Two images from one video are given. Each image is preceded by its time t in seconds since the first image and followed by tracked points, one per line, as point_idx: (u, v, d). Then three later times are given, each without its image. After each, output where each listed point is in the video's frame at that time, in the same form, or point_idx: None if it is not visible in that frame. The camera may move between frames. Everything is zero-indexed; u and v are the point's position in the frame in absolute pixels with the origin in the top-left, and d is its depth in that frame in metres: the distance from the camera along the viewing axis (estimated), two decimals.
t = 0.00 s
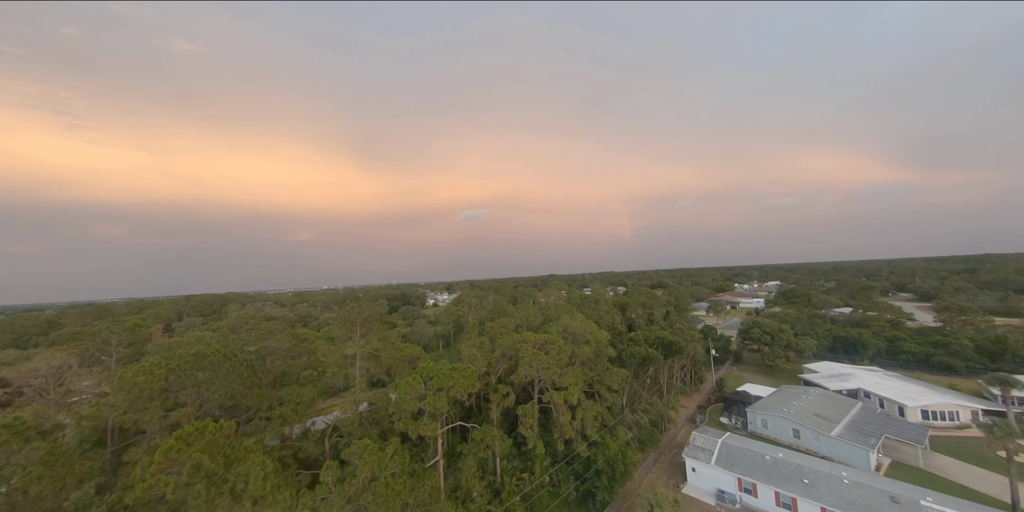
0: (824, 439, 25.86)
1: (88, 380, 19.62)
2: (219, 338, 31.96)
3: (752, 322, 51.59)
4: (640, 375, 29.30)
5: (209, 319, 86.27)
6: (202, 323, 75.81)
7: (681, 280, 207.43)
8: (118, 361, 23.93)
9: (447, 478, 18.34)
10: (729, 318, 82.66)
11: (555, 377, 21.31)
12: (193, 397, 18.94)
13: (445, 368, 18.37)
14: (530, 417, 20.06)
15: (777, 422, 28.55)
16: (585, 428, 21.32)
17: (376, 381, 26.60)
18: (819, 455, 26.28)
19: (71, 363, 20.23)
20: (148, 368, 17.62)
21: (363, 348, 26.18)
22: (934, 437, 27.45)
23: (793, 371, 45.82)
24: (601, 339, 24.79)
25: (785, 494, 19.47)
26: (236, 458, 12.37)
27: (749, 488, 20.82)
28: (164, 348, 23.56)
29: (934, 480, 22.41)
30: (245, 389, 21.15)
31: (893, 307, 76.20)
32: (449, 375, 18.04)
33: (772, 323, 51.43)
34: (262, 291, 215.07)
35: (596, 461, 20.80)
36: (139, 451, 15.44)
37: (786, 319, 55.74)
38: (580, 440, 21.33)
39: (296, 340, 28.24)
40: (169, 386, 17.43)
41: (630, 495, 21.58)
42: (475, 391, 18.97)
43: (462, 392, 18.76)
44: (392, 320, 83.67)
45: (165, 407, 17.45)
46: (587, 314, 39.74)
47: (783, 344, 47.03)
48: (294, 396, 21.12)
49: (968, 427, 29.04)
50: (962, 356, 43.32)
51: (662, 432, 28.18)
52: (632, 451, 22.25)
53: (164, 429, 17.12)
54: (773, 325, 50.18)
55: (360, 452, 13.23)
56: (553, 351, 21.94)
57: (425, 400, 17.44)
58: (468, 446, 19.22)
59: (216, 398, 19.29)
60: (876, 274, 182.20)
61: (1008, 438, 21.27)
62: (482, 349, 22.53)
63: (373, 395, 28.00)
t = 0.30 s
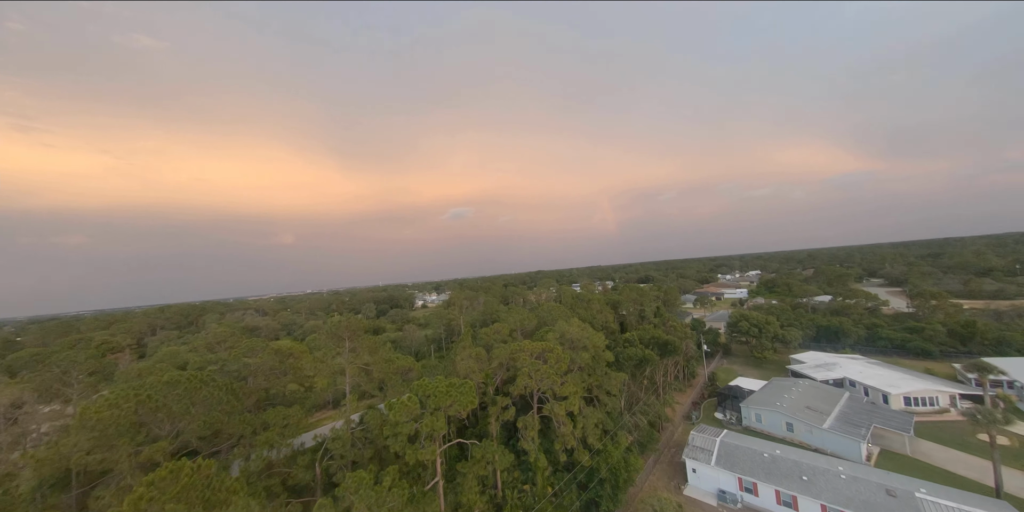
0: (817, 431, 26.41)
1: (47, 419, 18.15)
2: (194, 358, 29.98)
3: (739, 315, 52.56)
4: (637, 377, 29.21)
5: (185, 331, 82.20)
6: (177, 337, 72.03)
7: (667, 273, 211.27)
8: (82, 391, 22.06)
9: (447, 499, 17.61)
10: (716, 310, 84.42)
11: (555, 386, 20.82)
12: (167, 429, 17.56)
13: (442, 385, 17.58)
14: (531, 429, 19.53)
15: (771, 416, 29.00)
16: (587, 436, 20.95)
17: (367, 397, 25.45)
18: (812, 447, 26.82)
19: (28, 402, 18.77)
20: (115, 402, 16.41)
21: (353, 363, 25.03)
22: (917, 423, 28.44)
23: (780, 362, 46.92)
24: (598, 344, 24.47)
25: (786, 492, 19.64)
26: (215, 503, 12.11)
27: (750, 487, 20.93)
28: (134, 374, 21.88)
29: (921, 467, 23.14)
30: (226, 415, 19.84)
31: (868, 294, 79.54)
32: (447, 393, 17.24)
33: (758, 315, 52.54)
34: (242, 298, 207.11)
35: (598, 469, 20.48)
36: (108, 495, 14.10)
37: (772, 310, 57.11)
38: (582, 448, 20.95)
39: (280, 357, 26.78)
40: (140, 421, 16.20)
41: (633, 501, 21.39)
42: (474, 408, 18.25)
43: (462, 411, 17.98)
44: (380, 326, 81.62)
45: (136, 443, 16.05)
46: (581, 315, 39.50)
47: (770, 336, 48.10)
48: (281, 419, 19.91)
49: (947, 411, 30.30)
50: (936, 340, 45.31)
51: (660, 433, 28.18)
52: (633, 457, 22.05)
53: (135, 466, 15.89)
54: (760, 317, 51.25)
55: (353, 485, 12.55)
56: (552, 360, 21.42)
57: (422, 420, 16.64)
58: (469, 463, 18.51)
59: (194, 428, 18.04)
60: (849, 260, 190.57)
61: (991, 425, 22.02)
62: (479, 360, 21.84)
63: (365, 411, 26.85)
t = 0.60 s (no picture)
0: (810, 424, 26.88)
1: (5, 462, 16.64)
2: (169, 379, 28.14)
3: (728, 308, 53.44)
4: (634, 378, 29.07)
5: (160, 345, 78.23)
6: (151, 352, 68.50)
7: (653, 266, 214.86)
8: (41, 424, 20.25)
9: None
10: (703, 302, 85.96)
11: (555, 396, 20.24)
12: (138, 464, 16.20)
13: (439, 402, 16.74)
14: (532, 441, 18.96)
15: (765, 411, 29.38)
16: (589, 444, 20.52)
17: (358, 412, 24.47)
18: (805, 439, 27.32)
19: None
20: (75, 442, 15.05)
21: (342, 379, 23.86)
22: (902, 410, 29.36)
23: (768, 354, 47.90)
24: (596, 349, 24.10)
25: (786, 490, 19.78)
26: None
27: (750, 486, 21.03)
28: (98, 403, 20.16)
29: (909, 455, 23.84)
30: (205, 444, 18.48)
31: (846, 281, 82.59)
32: (445, 411, 16.46)
33: (746, 307, 53.54)
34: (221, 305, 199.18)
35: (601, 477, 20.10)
36: None
37: (758, 302, 58.33)
38: (584, 457, 20.52)
39: (263, 375, 25.33)
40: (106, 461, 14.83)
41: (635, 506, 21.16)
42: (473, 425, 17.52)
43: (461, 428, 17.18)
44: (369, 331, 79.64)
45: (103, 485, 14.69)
46: (575, 316, 39.18)
47: (758, 328, 49.04)
48: (266, 444, 18.67)
49: (928, 396, 31.46)
50: (913, 326, 47.14)
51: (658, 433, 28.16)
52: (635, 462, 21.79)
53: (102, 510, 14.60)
54: (748, 310, 52.23)
55: None
56: (550, 368, 20.88)
57: (419, 442, 15.82)
58: (469, 481, 17.78)
59: (170, 462, 16.71)
60: (825, 248, 198.28)
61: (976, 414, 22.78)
62: (475, 371, 21.15)
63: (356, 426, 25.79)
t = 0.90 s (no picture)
0: (803, 419, 27.29)
1: None
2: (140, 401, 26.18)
3: (717, 303, 54.14)
4: (631, 380, 28.91)
5: (134, 358, 74.18)
6: (124, 366, 64.91)
7: (641, 259, 217.48)
8: None
9: None
10: (691, 295, 87.27)
11: (555, 407, 19.64)
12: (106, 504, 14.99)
13: (435, 422, 16.01)
14: (533, 454, 18.39)
15: (759, 407, 29.72)
16: (590, 453, 20.10)
17: (349, 428, 23.42)
18: (799, 434, 27.74)
19: None
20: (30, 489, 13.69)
21: (331, 396, 22.66)
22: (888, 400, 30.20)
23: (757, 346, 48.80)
24: (593, 354, 23.72)
25: (786, 490, 19.86)
26: None
27: (750, 486, 21.06)
28: (59, 437, 18.44)
29: (898, 446, 24.46)
30: (181, 477, 17.19)
31: (826, 271, 85.27)
32: (442, 432, 15.71)
33: (734, 301, 54.39)
34: (200, 312, 191.26)
35: (602, 486, 19.77)
36: None
37: (745, 296, 59.42)
38: (586, 466, 20.10)
39: (245, 394, 23.92)
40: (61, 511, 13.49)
41: None
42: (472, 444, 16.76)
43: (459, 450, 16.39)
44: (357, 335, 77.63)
45: None
46: (569, 317, 38.79)
47: (747, 321, 49.90)
48: (249, 472, 17.47)
49: (911, 385, 32.47)
50: (892, 315, 48.85)
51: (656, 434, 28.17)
52: (636, 468, 21.53)
53: None
54: (736, 303, 53.04)
55: None
56: (549, 379, 20.30)
57: (417, 466, 14.99)
58: (470, 499, 17.04)
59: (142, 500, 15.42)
60: (804, 238, 204.95)
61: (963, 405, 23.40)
62: (471, 384, 20.53)
63: (348, 442, 24.75)
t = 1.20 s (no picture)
0: (797, 417, 27.53)
1: None
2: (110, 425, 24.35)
3: (708, 299, 54.56)
4: (628, 384, 28.57)
5: (108, 371, 70.47)
6: (97, 381, 61.44)
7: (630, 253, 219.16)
8: None
9: None
10: (681, 290, 88.15)
11: (554, 421, 18.99)
12: None
13: (430, 446, 15.26)
14: (533, 471, 17.75)
15: (754, 405, 29.88)
16: (591, 465, 19.60)
17: (339, 446, 22.32)
18: (793, 431, 28.02)
19: None
20: None
21: (318, 414, 21.45)
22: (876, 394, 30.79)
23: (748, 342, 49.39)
24: (590, 361, 23.19)
25: (786, 493, 19.81)
26: None
27: (750, 489, 21.01)
28: (13, 475, 16.73)
29: (888, 441, 24.89)
30: None
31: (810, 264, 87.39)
32: (438, 457, 14.92)
33: (725, 297, 54.92)
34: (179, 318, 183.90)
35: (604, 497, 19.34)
36: None
37: (735, 291, 60.16)
38: (587, 478, 19.63)
39: (224, 415, 22.48)
40: None
41: None
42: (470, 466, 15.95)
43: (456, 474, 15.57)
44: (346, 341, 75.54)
45: None
46: (563, 319, 38.24)
47: (737, 317, 50.42)
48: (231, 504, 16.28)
49: (897, 378, 33.25)
50: (875, 307, 50.15)
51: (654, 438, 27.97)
52: (637, 476, 21.20)
53: None
54: (727, 299, 53.55)
55: None
56: (548, 391, 19.63)
57: (413, 495, 14.11)
58: None
59: None
60: (787, 230, 210.34)
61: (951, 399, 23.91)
62: (467, 398, 19.75)
63: (339, 458, 23.73)
